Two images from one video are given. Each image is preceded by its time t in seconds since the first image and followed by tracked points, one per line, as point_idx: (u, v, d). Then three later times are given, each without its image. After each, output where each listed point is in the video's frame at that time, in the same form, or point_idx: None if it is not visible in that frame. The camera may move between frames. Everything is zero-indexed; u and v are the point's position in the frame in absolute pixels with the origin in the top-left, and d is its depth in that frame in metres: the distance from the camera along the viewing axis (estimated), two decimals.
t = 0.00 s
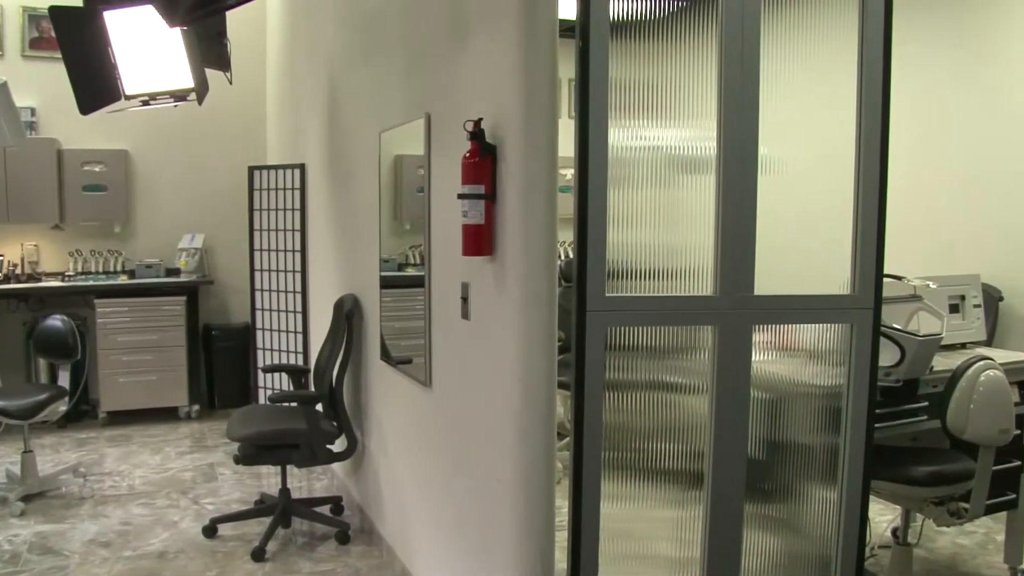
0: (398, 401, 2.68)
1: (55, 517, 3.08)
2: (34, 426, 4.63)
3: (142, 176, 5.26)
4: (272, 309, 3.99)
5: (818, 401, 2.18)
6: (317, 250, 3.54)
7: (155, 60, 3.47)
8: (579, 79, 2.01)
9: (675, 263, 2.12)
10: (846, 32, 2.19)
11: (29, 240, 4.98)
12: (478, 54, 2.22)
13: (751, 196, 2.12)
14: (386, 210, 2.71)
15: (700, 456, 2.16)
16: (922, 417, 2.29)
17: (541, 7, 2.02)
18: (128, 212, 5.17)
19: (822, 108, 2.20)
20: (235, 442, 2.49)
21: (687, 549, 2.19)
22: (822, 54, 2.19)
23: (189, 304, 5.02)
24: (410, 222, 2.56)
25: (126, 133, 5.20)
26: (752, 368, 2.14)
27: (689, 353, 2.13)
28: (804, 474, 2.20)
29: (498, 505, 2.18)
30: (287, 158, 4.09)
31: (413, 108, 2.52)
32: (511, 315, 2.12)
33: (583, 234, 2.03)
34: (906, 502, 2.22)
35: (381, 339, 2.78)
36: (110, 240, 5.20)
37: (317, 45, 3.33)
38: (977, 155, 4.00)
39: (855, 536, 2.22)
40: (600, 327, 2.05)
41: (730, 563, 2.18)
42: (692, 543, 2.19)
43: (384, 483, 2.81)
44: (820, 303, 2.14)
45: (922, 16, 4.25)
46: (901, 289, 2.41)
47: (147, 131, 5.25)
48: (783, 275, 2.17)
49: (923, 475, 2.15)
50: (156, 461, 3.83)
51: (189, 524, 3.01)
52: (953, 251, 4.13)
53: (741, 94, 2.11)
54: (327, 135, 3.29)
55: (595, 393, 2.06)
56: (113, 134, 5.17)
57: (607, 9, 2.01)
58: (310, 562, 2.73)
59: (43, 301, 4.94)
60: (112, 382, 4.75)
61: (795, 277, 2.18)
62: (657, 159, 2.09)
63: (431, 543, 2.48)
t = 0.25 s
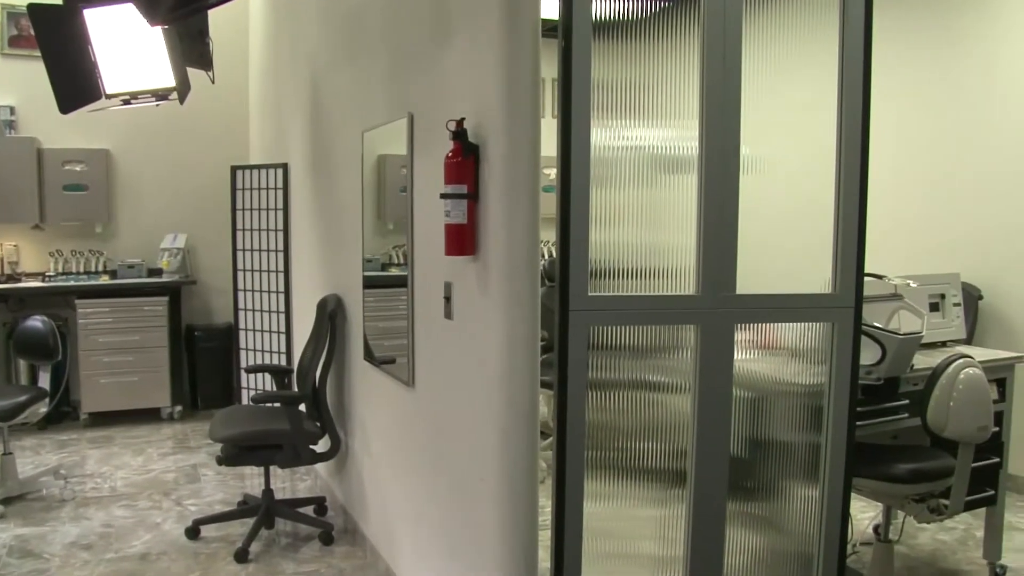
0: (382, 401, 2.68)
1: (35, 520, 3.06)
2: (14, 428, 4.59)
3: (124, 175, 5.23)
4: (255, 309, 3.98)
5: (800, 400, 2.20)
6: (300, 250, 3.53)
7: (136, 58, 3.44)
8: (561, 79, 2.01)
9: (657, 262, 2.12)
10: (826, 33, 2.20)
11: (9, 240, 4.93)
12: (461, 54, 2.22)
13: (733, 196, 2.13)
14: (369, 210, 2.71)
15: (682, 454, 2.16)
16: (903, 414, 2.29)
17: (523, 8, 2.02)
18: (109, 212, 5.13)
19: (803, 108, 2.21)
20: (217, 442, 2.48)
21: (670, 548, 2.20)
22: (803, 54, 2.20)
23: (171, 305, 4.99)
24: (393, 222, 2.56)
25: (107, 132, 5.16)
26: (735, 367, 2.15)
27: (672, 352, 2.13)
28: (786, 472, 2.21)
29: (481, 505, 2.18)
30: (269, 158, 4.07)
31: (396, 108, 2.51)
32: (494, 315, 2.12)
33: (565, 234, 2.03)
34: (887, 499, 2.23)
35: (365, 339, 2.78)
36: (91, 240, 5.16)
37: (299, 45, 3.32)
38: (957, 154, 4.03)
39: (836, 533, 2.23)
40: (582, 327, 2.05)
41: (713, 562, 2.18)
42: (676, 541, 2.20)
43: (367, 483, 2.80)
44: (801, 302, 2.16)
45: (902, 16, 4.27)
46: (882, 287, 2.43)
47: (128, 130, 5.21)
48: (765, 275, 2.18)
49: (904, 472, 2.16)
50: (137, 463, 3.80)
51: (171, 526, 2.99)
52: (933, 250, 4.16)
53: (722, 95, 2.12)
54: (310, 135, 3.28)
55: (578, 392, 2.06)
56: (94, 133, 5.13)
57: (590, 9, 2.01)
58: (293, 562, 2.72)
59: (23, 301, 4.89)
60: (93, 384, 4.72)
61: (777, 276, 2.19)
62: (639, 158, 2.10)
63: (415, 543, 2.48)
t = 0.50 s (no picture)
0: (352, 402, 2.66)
1: None
2: None
3: (90, 175, 5.15)
4: (221, 311, 3.94)
5: (767, 398, 2.22)
6: (268, 251, 3.50)
7: (100, 56, 3.39)
8: (530, 79, 2.01)
9: (626, 262, 2.13)
10: (791, 34, 2.22)
11: None
12: (429, 54, 2.21)
13: (701, 196, 2.14)
14: (338, 210, 2.69)
15: (651, 453, 2.17)
16: (868, 411, 2.33)
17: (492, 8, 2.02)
18: (72, 212, 5.05)
19: (770, 109, 2.23)
20: (184, 446, 2.45)
21: (640, 547, 2.21)
22: (769, 55, 2.22)
23: (137, 306, 4.93)
24: (362, 223, 2.54)
25: (71, 131, 5.08)
26: (703, 365, 2.16)
27: (641, 351, 2.14)
28: (754, 470, 2.23)
29: (451, 505, 2.18)
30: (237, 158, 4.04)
31: (364, 107, 2.50)
32: (464, 315, 2.12)
33: (534, 234, 2.03)
34: (854, 495, 2.25)
35: (333, 340, 2.76)
36: (55, 241, 5.08)
37: (267, 44, 3.29)
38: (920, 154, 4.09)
39: (803, 530, 2.26)
40: (551, 327, 2.05)
41: (683, 560, 2.20)
42: (645, 540, 2.21)
43: (337, 485, 2.78)
44: (768, 301, 2.18)
45: (868, 17, 4.33)
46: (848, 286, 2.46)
47: (92, 129, 5.14)
48: (732, 274, 2.20)
49: (869, 468, 2.19)
50: (103, 467, 3.75)
51: (137, 531, 2.95)
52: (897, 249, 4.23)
53: (690, 96, 2.13)
54: (277, 136, 3.25)
55: (547, 392, 2.06)
56: (57, 132, 5.04)
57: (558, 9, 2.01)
58: (262, 566, 2.70)
59: None
60: (57, 387, 4.64)
61: (744, 276, 2.21)
62: (607, 159, 2.11)
63: (386, 544, 2.47)
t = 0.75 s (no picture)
0: (317, 403, 2.64)
1: None
2: None
3: (49, 174, 5.07)
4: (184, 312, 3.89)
5: (731, 396, 2.23)
6: (231, 251, 3.46)
7: (58, 52, 3.37)
8: (494, 78, 2.00)
9: (590, 261, 2.13)
10: (753, 35, 2.23)
11: None
12: (393, 53, 2.20)
13: (664, 195, 2.15)
14: (301, 210, 2.67)
15: (616, 451, 2.18)
16: (830, 408, 2.36)
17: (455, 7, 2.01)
18: (30, 212, 4.98)
19: (732, 109, 2.24)
20: (145, 449, 2.42)
21: (606, 545, 2.22)
22: (732, 56, 2.23)
23: (98, 307, 4.87)
24: (327, 222, 2.53)
25: (30, 129, 4.99)
26: (667, 364, 2.17)
27: (605, 350, 2.15)
28: (718, 467, 2.25)
29: (417, 505, 2.18)
30: (199, 157, 3.99)
31: (327, 106, 2.48)
32: (428, 315, 2.12)
33: (497, 233, 2.02)
34: (816, 492, 2.28)
35: (297, 341, 2.74)
36: (13, 242, 4.99)
37: (229, 42, 3.26)
38: (883, 154, 4.14)
39: (767, 526, 2.28)
40: (515, 326, 2.05)
41: (648, 558, 2.21)
42: (611, 539, 2.21)
43: (303, 487, 2.76)
44: (731, 300, 2.19)
45: (832, 17, 4.38)
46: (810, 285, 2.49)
47: (51, 127, 5.06)
48: (696, 273, 2.21)
49: (831, 465, 2.21)
50: (62, 471, 3.69)
51: (98, 535, 2.91)
52: (857, 248, 4.30)
53: (653, 96, 2.14)
54: (240, 134, 3.22)
55: (511, 392, 2.06)
56: (15, 131, 4.96)
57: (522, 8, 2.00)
58: (226, 569, 2.67)
59: None
60: (14, 391, 4.57)
61: (708, 274, 2.22)
62: (571, 158, 2.11)
63: (353, 546, 2.45)
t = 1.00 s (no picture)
0: (279, 405, 2.62)
1: None
2: None
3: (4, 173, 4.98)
4: (143, 313, 3.84)
5: (692, 394, 2.25)
6: (191, 251, 3.43)
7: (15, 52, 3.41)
8: (454, 79, 1.99)
9: (551, 261, 2.14)
10: (711, 36, 2.25)
11: None
12: (353, 52, 2.19)
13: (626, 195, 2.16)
14: (262, 210, 2.65)
15: (578, 451, 2.19)
16: (791, 406, 2.38)
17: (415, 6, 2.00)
18: None
19: (693, 109, 2.25)
20: (103, 452, 2.39)
21: (569, 544, 2.22)
22: (692, 56, 2.24)
23: (56, 309, 4.79)
24: (288, 222, 2.51)
25: None
26: (628, 364, 2.18)
27: (567, 350, 2.15)
28: (680, 466, 2.26)
29: (380, 506, 2.17)
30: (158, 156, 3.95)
31: (287, 105, 2.47)
32: (390, 316, 2.11)
33: (458, 233, 2.01)
34: (777, 488, 2.29)
35: (258, 342, 2.72)
36: None
37: (187, 41, 3.23)
38: (843, 153, 4.20)
39: (729, 523, 2.30)
40: (476, 327, 2.05)
41: (611, 556, 2.21)
42: (574, 538, 2.22)
43: (266, 489, 2.73)
44: (692, 299, 2.20)
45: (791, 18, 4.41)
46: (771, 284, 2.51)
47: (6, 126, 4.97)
48: (658, 273, 2.22)
49: (792, 462, 2.23)
50: (19, 476, 3.63)
51: (55, 541, 2.87)
52: (817, 246, 4.35)
53: (614, 96, 2.14)
54: (199, 134, 3.19)
55: (473, 392, 2.05)
56: None
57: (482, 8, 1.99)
58: (187, 573, 2.65)
59: None
60: None
61: (669, 274, 2.24)
62: (533, 158, 2.11)
63: (316, 548, 2.44)
